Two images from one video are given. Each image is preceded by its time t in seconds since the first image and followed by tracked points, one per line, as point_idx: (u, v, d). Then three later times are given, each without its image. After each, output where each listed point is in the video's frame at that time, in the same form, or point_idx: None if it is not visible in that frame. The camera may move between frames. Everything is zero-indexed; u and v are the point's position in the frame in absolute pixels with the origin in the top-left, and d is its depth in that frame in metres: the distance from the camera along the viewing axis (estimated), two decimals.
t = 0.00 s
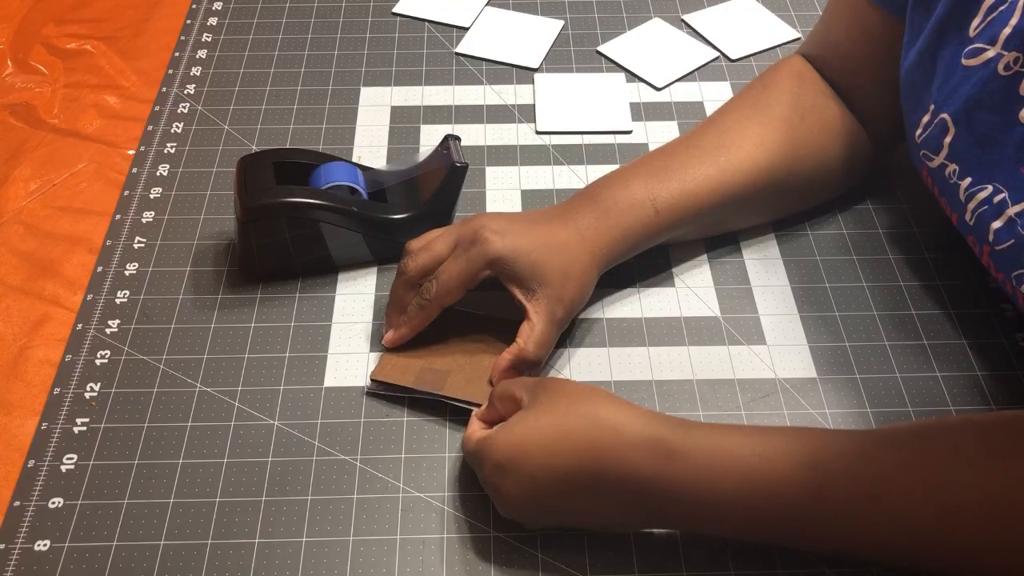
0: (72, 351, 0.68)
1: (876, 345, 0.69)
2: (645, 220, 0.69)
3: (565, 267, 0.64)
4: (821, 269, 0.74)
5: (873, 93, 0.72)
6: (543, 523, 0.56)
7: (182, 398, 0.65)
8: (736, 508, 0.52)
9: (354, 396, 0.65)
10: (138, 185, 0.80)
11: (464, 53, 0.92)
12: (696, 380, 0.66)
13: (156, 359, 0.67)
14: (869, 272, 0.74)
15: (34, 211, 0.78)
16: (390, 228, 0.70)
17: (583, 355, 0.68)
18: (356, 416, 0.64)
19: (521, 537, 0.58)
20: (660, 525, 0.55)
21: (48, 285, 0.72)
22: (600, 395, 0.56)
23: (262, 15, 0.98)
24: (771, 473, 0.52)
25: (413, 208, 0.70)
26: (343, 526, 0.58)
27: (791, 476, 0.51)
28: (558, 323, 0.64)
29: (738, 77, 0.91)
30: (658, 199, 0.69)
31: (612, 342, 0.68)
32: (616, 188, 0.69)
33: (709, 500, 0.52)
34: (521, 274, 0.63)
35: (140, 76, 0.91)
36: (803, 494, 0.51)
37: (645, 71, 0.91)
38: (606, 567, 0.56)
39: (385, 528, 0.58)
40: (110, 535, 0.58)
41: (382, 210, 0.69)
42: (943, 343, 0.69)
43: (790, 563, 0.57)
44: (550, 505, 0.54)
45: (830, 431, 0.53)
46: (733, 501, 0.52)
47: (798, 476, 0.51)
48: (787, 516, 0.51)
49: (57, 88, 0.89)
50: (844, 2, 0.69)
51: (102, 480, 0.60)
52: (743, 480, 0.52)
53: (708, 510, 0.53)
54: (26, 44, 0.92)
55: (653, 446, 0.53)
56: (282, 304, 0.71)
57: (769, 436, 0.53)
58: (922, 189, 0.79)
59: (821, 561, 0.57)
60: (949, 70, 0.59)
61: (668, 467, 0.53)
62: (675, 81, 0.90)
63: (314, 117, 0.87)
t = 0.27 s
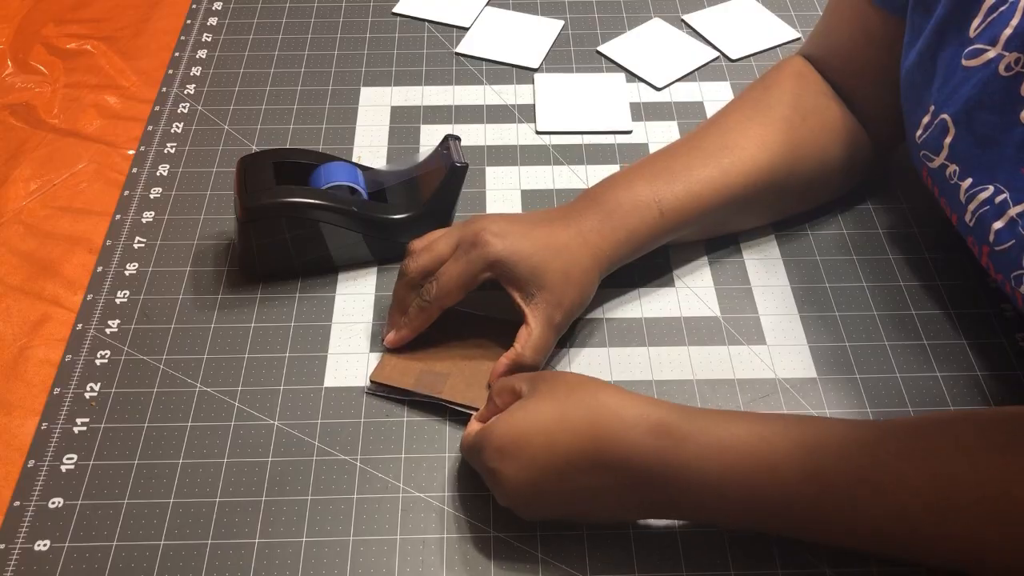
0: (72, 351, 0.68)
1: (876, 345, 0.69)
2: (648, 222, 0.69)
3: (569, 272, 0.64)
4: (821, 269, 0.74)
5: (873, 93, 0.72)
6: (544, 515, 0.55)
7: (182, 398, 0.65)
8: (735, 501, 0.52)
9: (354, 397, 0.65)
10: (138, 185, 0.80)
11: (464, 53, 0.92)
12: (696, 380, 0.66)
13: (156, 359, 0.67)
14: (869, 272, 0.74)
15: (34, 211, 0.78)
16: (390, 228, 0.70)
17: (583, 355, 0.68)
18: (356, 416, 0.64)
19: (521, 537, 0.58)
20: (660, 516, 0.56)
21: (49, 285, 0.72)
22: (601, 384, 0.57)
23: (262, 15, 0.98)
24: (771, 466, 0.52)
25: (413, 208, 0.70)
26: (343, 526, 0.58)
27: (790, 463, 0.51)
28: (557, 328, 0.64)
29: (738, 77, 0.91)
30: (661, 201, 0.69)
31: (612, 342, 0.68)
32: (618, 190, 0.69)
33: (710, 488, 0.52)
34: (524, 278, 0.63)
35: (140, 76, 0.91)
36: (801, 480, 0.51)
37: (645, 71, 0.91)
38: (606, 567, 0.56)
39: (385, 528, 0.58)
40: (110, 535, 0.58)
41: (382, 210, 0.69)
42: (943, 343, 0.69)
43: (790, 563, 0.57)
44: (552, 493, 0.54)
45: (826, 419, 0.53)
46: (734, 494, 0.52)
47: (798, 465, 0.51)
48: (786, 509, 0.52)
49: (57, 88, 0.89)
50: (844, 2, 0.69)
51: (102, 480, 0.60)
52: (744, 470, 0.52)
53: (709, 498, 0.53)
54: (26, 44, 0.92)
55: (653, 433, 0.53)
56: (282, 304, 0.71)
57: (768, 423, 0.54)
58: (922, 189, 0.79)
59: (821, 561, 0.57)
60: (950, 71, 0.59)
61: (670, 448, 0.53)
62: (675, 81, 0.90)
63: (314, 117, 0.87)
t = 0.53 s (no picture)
0: (72, 351, 0.68)
1: (876, 345, 0.69)
2: (645, 217, 0.68)
3: (567, 266, 0.64)
4: (821, 269, 0.74)
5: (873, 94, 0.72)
6: (544, 519, 0.56)
7: (182, 398, 0.65)
8: (735, 502, 0.52)
9: (354, 396, 0.65)
10: (138, 185, 0.80)
11: (464, 53, 0.92)
12: (696, 380, 0.66)
13: (156, 359, 0.67)
14: (869, 272, 0.74)
15: (34, 211, 0.78)
16: (390, 228, 0.70)
17: (583, 354, 0.68)
18: (356, 416, 0.64)
19: (521, 537, 0.58)
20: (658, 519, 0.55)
21: (49, 285, 0.72)
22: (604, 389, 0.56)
23: (262, 15, 0.98)
24: (770, 466, 0.52)
25: (413, 208, 0.70)
26: (343, 526, 0.58)
27: (792, 466, 0.51)
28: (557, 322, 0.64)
29: (738, 77, 0.91)
30: (659, 197, 0.68)
31: (612, 342, 0.68)
32: (616, 185, 0.69)
33: (708, 491, 0.52)
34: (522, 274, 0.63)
35: (140, 76, 0.91)
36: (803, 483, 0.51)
37: (645, 71, 0.91)
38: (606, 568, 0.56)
39: (385, 528, 0.58)
40: (110, 535, 0.58)
41: (382, 210, 0.69)
42: (943, 343, 0.69)
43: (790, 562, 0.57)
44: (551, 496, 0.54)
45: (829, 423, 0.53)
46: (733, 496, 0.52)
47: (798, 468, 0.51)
48: (786, 510, 0.52)
49: (57, 88, 0.89)
50: (845, 2, 0.69)
51: (102, 480, 0.60)
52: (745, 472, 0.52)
53: (708, 501, 0.52)
54: (26, 44, 0.92)
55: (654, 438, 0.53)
56: (282, 304, 0.71)
57: (772, 429, 0.54)
58: (922, 190, 0.79)
59: (821, 561, 0.57)
60: (951, 71, 0.59)
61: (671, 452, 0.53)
62: (675, 81, 0.90)
63: (314, 117, 0.87)
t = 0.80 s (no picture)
0: (72, 351, 0.68)
1: (876, 345, 0.69)
2: (635, 205, 0.69)
3: (561, 250, 0.65)
4: (821, 269, 0.74)
5: (874, 93, 0.72)
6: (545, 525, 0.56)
7: (182, 398, 0.65)
8: (735, 502, 0.52)
9: (354, 396, 0.65)
10: (138, 185, 0.80)
11: (464, 53, 0.92)
12: (696, 380, 0.66)
13: (156, 359, 0.67)
14: (868, 272, 0.74)
15: (34, 211, 0.78)
16: (390, 228, 0.70)
17: (583, 354, 0.68)
18: (356, 416, 0.64)
19: (521, 537, 0.58)
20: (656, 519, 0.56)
21: (49, 285, 0.72)
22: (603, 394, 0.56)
23: (262, 15, 0.98)
24: (770, 466, 0.52)
25: (413, 208, 0.70)
26: (343, 526, 0.58)
27: (791, 467, 0.51)
28: (555, 304, 0.64)
29: (738, 77, 0.91)
30: (648, 185, 0.69)
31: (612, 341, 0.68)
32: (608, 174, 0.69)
33: (704, 490, 0.52)
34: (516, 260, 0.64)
35: (140, 76, 0.91)
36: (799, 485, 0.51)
37: (645, 71, 0.91)
38: (606, 567, 0.56)
39: (385, 528, 0.58)
40: (111, 535, 0.58)
41: (382, 210, 0.69)
42: (943, 343, 0.69)
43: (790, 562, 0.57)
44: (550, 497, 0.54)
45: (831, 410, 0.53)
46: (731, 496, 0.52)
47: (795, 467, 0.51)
48: (785, 509, 0.52)
49: (57, 88, 0.89)
50: (845, 2, 0.69)
51: (102, 480, 0.60)
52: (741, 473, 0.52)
53: (706, 502, 0.53)
54: (26, 43, 0.92)
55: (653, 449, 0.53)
56: (282, 304, 0.71)
57: (770, 430, 0.54)
58: (922, 190, 0.80)
59: (822, 561, 0.57)
60: (950, 70, 0.59)
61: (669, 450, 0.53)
62: (675, 81, 0.90)
63: (314, 117, 0.87)
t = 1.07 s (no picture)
0: (72, 351, 0.68)
1: (876, 345, 0.69)
2: (632, 204, 0.69)
3: (561, 250, 0.65)
4: (821, 269, 0.74)
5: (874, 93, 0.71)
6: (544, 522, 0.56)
7: (182, 398, 0.65)
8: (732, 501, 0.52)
9: (354, 396, 0.65)
10: (138, 185, 0.80)
11: (464, 53, 0.92)
12: (696, 380, 0.66)
13: (156, 359, 0.67)
14: (868, 272, 0.74)
15: (34, 211, 0.78)
16: (390, 228, 0.70)
17: (583, 354, 0.68)
18: (356, 416, 0.64)
19: (521, 537, 0.58)
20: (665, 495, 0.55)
21: (49, 285, 0.72)
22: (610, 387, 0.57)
23: (262, 15, 0.98)
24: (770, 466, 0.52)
25: (413, 208, 0.70)
26: (343, 526, 0.58)
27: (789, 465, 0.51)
28: (557, 304, 0.64)
29: (738, 76, 0.90)
30: (646, 183, 0.69)
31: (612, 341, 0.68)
32: (605, 173, 0.69)
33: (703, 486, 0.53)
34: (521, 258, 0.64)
35: (140, 76, 0.91)
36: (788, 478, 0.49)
37: (645, 71, 0.91)
38: (606, 568, 0.56)
39: (385, 528, 0.58)
40: (110, 535, 0.58)
41: (382, 210, 0.69)
42: (943, 343, 0.69)
43: (790, 562, 0.57)
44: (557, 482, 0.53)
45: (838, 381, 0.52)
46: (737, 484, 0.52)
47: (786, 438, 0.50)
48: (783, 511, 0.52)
49: (57, 88, 0.89)
50: (844, 1, 0.69)
51: (102, 480, 0.60)
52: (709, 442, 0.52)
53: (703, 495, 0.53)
54: (26, 43, 0.92)
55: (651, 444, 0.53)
56: (282, 304, 0.71)
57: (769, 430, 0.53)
58: (922, 189, 0.79)
59: (822, 561, 0.57)
60: (944, 68, 0.59)
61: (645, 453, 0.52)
62: (675, 81, 0.90)
63: (314, 117, 0.87)
